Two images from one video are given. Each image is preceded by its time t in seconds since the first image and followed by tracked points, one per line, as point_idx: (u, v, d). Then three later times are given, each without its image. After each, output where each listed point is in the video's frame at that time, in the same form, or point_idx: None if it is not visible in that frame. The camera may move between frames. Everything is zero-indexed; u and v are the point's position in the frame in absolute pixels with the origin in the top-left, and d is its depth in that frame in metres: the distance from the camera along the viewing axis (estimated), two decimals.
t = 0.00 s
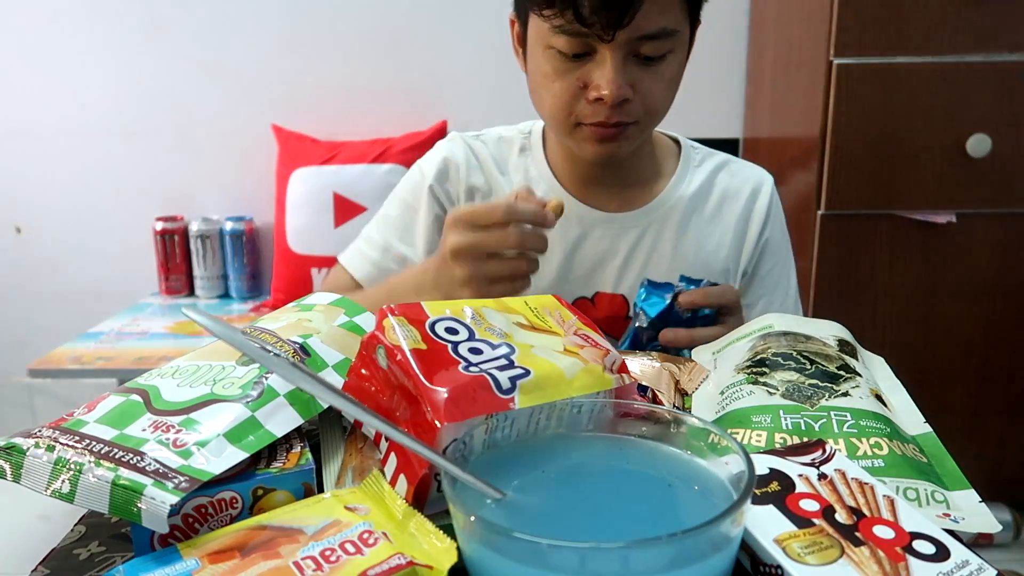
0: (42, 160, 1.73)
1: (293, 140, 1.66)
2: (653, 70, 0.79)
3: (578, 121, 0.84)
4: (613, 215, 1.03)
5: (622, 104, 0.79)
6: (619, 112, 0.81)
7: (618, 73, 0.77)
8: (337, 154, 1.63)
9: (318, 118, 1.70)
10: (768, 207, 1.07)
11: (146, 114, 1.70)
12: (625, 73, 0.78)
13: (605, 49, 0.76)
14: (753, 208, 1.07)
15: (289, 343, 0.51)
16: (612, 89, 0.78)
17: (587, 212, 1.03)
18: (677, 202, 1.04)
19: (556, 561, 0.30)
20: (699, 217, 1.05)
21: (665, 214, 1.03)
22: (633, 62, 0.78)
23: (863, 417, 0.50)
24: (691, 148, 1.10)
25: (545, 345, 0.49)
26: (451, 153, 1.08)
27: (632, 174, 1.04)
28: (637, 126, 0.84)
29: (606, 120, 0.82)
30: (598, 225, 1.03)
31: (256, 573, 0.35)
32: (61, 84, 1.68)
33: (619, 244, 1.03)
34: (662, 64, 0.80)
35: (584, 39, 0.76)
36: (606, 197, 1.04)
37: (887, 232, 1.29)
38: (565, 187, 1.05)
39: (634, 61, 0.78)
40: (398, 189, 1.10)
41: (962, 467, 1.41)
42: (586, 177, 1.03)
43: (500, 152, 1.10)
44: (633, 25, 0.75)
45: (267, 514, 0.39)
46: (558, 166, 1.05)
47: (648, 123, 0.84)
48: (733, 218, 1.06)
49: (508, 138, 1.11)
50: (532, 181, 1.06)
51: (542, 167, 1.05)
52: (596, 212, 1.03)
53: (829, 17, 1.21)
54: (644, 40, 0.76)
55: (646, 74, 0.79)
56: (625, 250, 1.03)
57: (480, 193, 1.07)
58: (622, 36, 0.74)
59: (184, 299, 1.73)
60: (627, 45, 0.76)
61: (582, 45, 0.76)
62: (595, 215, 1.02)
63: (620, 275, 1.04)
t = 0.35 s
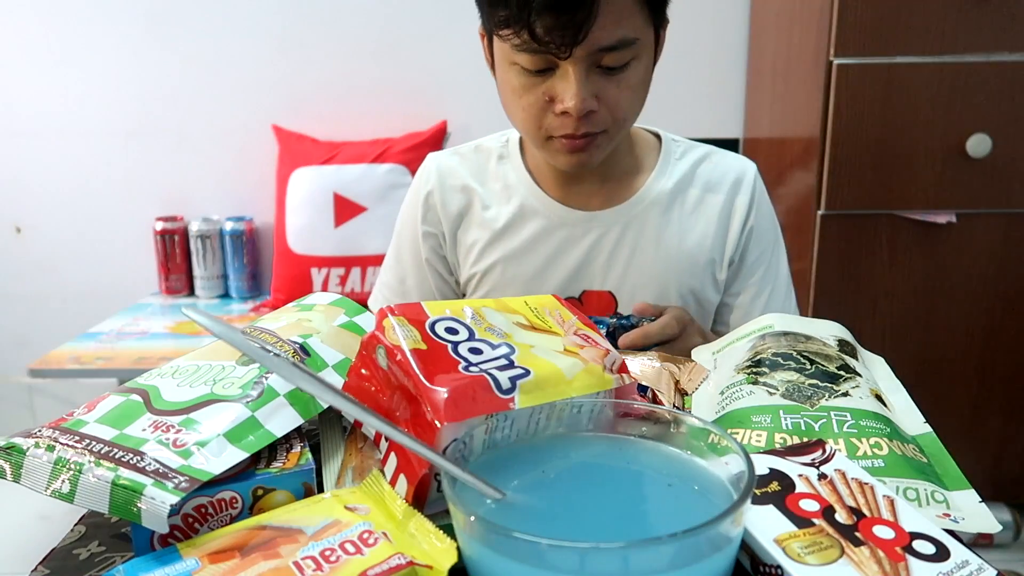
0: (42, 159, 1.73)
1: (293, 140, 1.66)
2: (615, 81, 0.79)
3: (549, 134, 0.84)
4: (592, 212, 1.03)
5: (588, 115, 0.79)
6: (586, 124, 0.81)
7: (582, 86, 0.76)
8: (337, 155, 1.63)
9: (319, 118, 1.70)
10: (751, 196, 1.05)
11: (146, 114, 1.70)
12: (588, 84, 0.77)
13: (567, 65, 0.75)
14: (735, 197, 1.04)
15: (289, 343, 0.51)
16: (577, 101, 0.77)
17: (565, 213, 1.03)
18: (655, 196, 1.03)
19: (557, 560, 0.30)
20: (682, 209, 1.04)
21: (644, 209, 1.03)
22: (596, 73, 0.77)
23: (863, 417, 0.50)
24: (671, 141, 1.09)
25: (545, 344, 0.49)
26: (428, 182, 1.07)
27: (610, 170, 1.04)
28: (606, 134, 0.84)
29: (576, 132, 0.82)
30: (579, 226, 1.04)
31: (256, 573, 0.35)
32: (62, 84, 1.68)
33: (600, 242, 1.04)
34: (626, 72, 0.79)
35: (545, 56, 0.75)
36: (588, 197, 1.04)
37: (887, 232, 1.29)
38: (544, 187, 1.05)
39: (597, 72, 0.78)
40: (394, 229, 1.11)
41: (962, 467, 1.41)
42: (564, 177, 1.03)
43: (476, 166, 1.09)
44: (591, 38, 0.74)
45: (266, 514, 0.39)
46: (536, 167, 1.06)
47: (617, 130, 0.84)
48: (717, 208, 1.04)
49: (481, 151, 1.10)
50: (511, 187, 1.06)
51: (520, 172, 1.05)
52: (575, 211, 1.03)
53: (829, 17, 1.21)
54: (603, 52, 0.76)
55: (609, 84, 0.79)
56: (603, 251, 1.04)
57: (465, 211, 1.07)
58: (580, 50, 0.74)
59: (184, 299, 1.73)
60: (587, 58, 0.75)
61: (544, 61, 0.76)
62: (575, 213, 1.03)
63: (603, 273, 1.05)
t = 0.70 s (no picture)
0: (42, 159, 1.73)
1: (293, 140, 1.66)
2: (654, 61, 0.74)
3: (570, 117, 0.76)
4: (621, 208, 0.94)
5: (620, 88, 0.73)
6: (618, 99, 0.73)
7: (614, 52, 0.73)
8: (337, 155, 1.63)
9: (319, 118, 1.70)
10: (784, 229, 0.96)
11: (145, 115, 1.70)
12: (622, 54, 0.73)
13: (602, 25, 0.73)
14: (768, 231, 0.96)
15: (289, 343, 0.51)
16: (607, 69, 0.72)
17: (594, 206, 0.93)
18: (678, 233, 0.93)
19: (556, 561, 0.30)
20: (707, 245, 0.94)
21: (664, 251, 0.93)
22: (632, 44, 0.74)
23: (863, 417, 0.50)
24: (693, 167, 0.99)
25: (545, 344, 0.49)
26: (424, 216, 1.01)
27: (625, 200, 0.93)
28: (637, 124, 0.76)
29: (602, 111, 0.74)
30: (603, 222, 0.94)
31: (256, 573, 0.35)
32: (62, 84, 1.69)
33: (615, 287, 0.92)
34: (666, 54, 0.75)
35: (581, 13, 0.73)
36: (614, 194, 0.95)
37: (887, 232, 1.29)
38: (552, 228, 0.96)
39: (632, 46, 0.74)
40: (396, 260, 1.06)
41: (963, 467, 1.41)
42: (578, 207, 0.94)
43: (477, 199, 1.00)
44: None
45: (266, 514, 0.39)
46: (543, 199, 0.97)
47: (649, 120, 0.76)
48: (744, 242, 0.95)
49: (482, 178, 1.02)
50: (513, 224, 0.96)
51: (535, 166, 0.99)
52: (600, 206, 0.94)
53: (829, 16, 1.21)
54: (643, 17, 0.73)
55: (646, 60, 0.74)
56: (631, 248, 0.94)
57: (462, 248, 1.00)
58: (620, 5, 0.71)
59: (184, 299, 1.73)
60: (626, 18, 0.72)
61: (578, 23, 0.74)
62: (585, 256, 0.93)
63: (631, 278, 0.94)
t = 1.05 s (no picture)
0: (42, 159, 1.73)
1: (293, 140, 1.66)
2: (665, 77, 0.73)
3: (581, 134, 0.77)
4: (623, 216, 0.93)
5: (630, 107, 0.72)
6: (628, 117, 0.73)
7: (626, 71, 0.71)
8: (337, 154, 1.63)
9: (319, 118, 1.70)
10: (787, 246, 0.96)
11: (145, 115, 1.70)
12: (634, 73, 0.72)
13: (613, 45, 0.71)
14: (770, 247, 0.96)
15: (289, 343, 0.51)
16: (617, 89, 0.72)
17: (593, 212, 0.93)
18: (681, 244, 0.93)
19: (556, 561, 0.30)
20: (709, 257, 0.95)
21: (665, 261, 0.93)
22: (644, 62, 0.73)
23: (863, 417, 0.50)
24: (700, 175, 0.98)
25: (545, 344, 0.49)
26: (429, 210, 1.01)
27: (632, 208, 0.92)
28: (647, 142, 0.77)
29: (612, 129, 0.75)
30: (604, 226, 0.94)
31: (256, 573, 0.35)
32: (61, 85, 1.69)
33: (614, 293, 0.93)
34: (678, 71, 0.74)
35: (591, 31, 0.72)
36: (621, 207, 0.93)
37: (887, 232, 1.29)
38: (555, 229, 0.96)
39: (643, 63, 0.73)
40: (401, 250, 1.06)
41: (963, 467, 1.41)
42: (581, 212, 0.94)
43: (484, 196, 1.00)
44: (646, 15, 0.70)
45: (266, 514, 0.39)
46: (547, 199, 0.96)
47: (659, 138, 0.76)
48: (746, 256, 0.95)
49: (489, 175, 1.01)
50: (517, 223, 0.96)
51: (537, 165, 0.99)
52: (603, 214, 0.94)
53: (829, 17, 1.21)
54: (655, 35, 0.71)
55: (658, 78, 0.73)
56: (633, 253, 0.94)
57: (467, 243, 1.00)
58: (633, 25, 0.70)
59: (184, 299, 1.73)
60: (638, 38, 0.71)
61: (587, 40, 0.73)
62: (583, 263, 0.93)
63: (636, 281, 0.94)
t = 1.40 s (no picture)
0: (43, 159, 1.73)
1: (293, 140, 1.66)
2: (640, 83, 0.74)
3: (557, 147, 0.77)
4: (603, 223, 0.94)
5: (605, 116, 0.72)
6: (604, 126, 0.73)
7: (599, 80, 0.71)
8: (337, 154, 1.63)
9: (319, 118, 1.70)
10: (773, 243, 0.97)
11: (145, 115, 1.70)
12: (607, 81, 0.72)
13: (583, 55, 0.71)
14: (757, 243, 0.97)
15: (289, 343, 0.51)
16: (591, 99, 0.71)
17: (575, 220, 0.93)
18: (669, 243, 0.93)
19: (556, 561, 0.30)
20: (699, 255, 0.95)
21: (655, 261, 0.93)
22: (616, 70, 0.73)
23: (863, 417, 0.50)
24: (682, 176, 0.99)
25: (545, 344, 0.49)
26: (409, 226, 1.01)
27: (615, 211, 0.93)
28: (625, 148, 0.76)
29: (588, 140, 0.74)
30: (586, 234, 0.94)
31: (256, 573, 0.35)
32: (62, 85, 1.69)
33: (607, 296, 0.92)
34: (651, 76, 0.74)
35: (561, 41, 0.72)
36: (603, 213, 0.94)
37: (887, 232, 1.29)
38: (535, 239, 0.96)
39: (615, 71, 0.73)
40: (384, 265, 1.06)
41: (963, 467, 1.41)
42: (562, 219, 0.94)
43: (464, 210, 1.00)
44: (615, 23, 0.70)
45: (266, 514, 0.39)
46: (525, 206, 0.97)
47: (636, 144, 0.76)
48: (735, 253, 0.96)
49: (468, 188, 1.01)
50: (500, 237, 0.96)
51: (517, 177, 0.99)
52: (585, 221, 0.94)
53: (829, 17, 1.21)
54: (625, 42, 0.72)
55: (631, 85, 0.73)
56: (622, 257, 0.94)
57: (449, 258, 1.00)
58: (602, 33, 0.70)
59: (184, 299, 1.73)
60: (609, 45, 0.71)
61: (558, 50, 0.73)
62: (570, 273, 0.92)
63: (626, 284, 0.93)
